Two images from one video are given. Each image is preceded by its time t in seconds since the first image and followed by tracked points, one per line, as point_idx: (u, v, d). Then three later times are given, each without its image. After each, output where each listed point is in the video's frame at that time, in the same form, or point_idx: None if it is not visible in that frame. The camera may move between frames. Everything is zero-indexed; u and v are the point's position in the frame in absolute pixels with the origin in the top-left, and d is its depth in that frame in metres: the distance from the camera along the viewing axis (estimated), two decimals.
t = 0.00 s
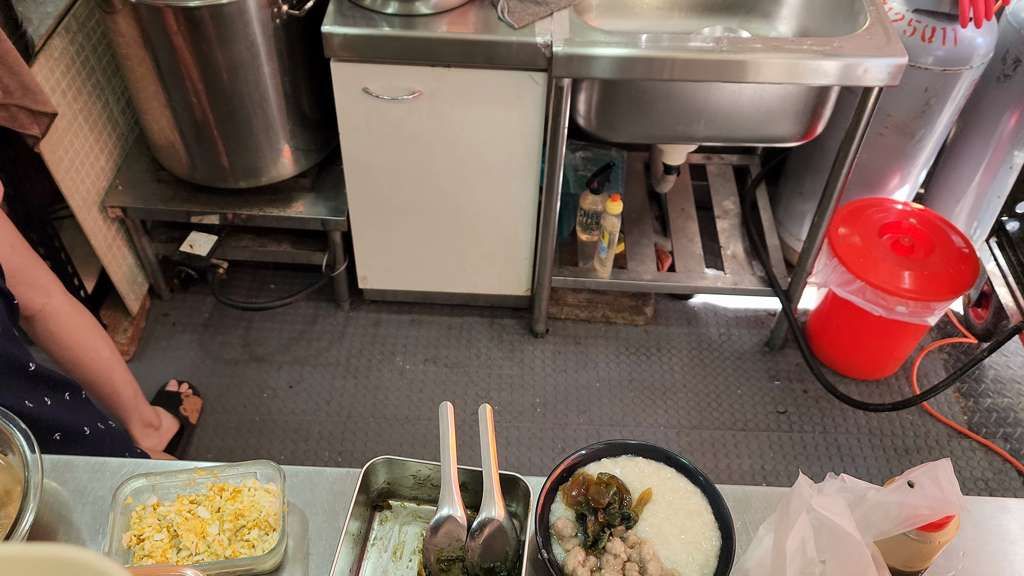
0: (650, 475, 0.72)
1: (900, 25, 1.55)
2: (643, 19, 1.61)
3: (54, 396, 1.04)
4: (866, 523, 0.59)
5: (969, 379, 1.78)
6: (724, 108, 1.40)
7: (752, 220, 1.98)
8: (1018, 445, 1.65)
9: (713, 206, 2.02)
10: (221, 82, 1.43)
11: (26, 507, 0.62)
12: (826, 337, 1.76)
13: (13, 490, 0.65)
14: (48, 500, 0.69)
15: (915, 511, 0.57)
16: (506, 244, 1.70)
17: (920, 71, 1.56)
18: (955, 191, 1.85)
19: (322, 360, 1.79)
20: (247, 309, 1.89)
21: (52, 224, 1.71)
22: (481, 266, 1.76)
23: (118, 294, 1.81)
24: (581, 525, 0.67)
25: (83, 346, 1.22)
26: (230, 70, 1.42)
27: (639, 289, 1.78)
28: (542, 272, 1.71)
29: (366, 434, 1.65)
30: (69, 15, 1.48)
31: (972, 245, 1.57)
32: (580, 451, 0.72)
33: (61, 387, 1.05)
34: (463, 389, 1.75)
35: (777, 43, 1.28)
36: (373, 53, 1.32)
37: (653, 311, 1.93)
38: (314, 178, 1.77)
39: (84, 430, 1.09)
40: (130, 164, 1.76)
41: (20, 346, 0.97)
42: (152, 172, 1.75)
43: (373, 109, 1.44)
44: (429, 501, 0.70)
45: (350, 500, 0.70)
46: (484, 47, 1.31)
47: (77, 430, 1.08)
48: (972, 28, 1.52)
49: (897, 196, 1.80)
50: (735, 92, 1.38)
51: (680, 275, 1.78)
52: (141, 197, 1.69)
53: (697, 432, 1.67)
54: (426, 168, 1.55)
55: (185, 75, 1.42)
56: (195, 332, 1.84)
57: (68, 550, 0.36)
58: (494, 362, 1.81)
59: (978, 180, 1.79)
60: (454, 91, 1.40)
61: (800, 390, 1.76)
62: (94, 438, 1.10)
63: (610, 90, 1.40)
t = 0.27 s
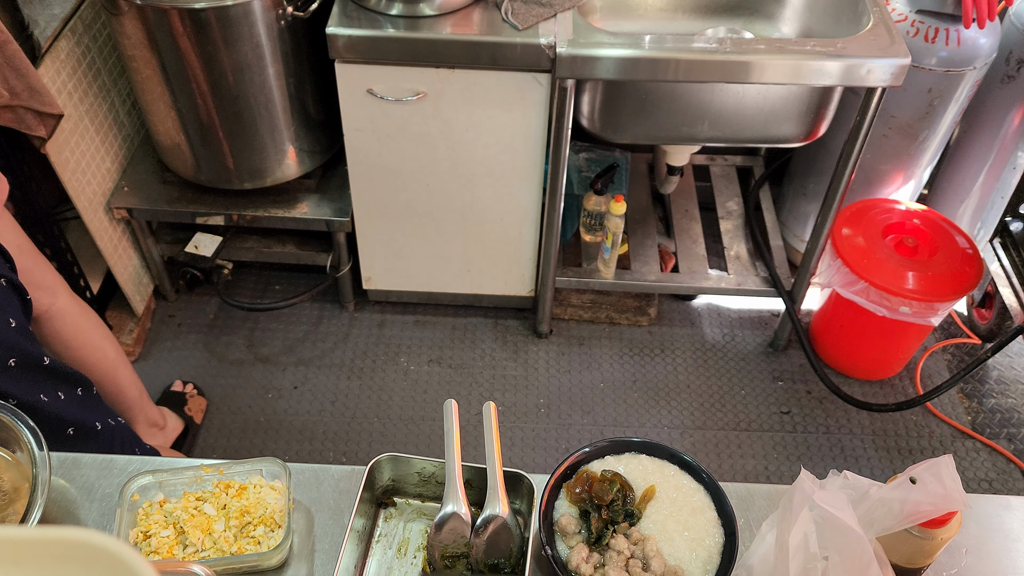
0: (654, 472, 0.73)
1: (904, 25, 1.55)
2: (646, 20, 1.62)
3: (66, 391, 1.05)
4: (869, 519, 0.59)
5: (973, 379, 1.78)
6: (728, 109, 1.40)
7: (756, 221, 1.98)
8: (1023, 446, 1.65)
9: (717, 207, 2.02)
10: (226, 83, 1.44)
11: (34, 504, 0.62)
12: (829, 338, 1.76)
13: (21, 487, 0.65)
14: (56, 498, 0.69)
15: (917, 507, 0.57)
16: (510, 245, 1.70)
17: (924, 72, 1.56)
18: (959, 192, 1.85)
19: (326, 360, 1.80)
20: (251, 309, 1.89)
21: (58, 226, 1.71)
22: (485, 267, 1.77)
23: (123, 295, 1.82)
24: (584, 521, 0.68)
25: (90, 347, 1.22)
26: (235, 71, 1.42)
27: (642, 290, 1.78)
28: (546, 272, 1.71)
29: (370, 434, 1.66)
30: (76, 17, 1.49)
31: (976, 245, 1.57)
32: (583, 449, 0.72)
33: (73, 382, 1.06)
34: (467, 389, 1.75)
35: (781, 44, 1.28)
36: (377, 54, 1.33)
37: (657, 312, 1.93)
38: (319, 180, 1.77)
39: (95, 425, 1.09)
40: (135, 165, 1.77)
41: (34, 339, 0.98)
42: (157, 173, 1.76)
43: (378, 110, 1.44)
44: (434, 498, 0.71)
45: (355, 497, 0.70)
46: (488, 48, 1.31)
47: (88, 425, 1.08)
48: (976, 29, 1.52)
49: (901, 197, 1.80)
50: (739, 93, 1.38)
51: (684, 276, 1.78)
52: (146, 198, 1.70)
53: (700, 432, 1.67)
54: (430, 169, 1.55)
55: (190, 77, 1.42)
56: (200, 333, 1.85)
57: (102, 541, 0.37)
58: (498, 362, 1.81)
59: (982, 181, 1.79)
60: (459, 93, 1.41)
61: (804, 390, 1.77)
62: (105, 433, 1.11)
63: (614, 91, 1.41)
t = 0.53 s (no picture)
0: (651, 472, 0.73)
1: (905, 26, 1.55)
2: (648, 21, 1.62)
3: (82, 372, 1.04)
4: (864, 519, 0.59)
5: (975, 380, 1.78)
6: (728, 110, 1.41)
7: (757, 221, 1.99)
8: None
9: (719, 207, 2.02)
10: (229, 85, 1.45)
11: (37, 502, 0.63)
12: (831, 338, 1.76)
13: (24, 486, 0.66)
14: (59, 498, 0.70)
15: (911, 507, 0.57)
16: (512, 246, 1.71)
17: (924, 72, 1.56)
18: (961, 192, 1.85)
19: (328, 361, 1.81)
20: (254, 310, 1.90)
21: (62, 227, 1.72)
22: (487, 267, 1.77)
23: (127, 296, 1.83)
24: (581, 521, 0.68)
25: (93, 348, 1.23)
26: (237, 73, 1.43)
27: (644, 290, 1.78)
28: (547, 273, 1.72)
29: (373, 435, 1.66)
30: (79, 20, 1.50)
31: (977, 245, 1.57)
32: (581, 449, 0.72)
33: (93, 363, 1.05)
34: (469, 390, 1.75)
35: (781, 44, 1.28)
36: (379, 56, 1.34)
37: (659, 312, 1.93)
38: (321, 181, 1.78)
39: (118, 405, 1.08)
40: (139, 167, 1.78)
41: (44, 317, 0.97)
42: (161, 175, 1.77)
43: (379, 111, 1.45)
44: (433, 497, 0.71)
45: (354, 497, 0.71)
46: (489, 50, 1.32)
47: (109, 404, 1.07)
48: (977, 29, 1.52)
49: (903, 197, 1.80)
50: (739, 94, 1.38)
51: (685, 277, 1.78)
52: (150, 200, 1.71)
53: (702, 432, 1.68)
54: (432, 170, 1.56)
55: (193, 79, 1.43)
56: (203, 334, 1.85)
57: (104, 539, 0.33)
58: (500, 363, 1.82)
59: (984, 181, 1.79)
60: (460, 94, 1.42)
61: (806, 391, 1.77)
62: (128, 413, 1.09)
63: (615, 93, 1.41)
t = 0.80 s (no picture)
0: (663, 468, 0.73)
1: (913, 23, 1.55)
2: (655, 19, 1.62)
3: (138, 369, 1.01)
4: (878, 515, 0.59)
5: (984, 378, 1.78)
6: (737, 108, 1.40)
7: (765, 220, 1.98)
8: None
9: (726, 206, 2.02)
10: (237, 85, 1.45)
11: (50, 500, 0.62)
12: (839, 337, 1.76)
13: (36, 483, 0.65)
14: (71, 495, 0.70)
15: (925, 503, 0.57)
16: (520, 244, 1.71)
17: (933, 70, 1.56)
18: (970, 191, 1.84)
19: (336, 360, 1.81)
20: (262, 310, 1.90)
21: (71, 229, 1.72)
22: (495, 266, 1.77)
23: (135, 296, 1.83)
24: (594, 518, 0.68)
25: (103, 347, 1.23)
26: (245, 73, 1.43)
27: (652, 289, 1.78)
28: (555, 272, 1.71)
29: (380, 434, 1.67)
30: (87, 21, 1.51)
31: (987, 244, 1.56)
32: (593, 446, 0.73)
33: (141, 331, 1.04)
34: (477, 389, 1.75)
35: (789, 42, 1.28)
36: (387, 55, 1.34)
37: (666, 311, 1.93)
38: (329, 180, 1.78)
39: (167, 372, 1.06)
40: (147, 167, 1.78)
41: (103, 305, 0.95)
42: (169, 175, 1.77)
43: (387, 110, 1.45)
44: (444, 495, 0.71)
45: (365, 494, 0.72)
46: (497, 48, 1.32)
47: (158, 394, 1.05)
48: (986, 27, 1.51)
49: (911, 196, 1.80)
50: (748, 92, 1.38)
51: (693, 276, 1.78)
52: (158, 199, 1.71)
53: (710, 431, 1.67)
54: (440, 169, 1.56)
55: (201, 79, 1.43)
56: (211, 333, 1.86)
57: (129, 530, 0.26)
58: (508, 362, 1.81)
59: (993, 179, 1.79)
60: (468, 93, 1.42)
61: (814, 390, 1.76)
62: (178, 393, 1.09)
63: (623, 91, 1.41)
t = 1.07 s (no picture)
0: (667, 466, 0.74)
1: (918, 23, 1.55)
2: (660, 19, 1.62)
3: (227, 391, 0.96)
4: (883, 511, 0.59)
5: (989, 378, 1.78)
6: (741, 107, 1.41)
7: (770, 219, 1.98)
8: None
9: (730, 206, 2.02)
10: (243, 85, 1.46)
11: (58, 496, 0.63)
12: (844, 336, 1.76)
13: (45, 480, 0.66)
14: (79, 491, 0.71)
15: (930, 499, 0.58)
16: (525, 244, 1.71)
17: (938, 69, 1.56)
18: (975, 190, 1.84)
19: (341, 360, 1.81)
20: (268, 309, 1.91)
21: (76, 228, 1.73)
22: (500, 266, 1.77)
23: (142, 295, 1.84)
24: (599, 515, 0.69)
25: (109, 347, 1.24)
26: (251, 73, 1.44)
27: (656, 288, 1.78)
28: (560, 271, 1.72)
29: (386, 433, 1.67)
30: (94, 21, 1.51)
31: (991, 243, 1.56)
32: (598, 443, 0.73)
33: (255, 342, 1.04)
34: (483, 388, 1.76)
35: (794, 41, 1.28)
36: (392, 54, 1.34)
37: (671, 310, 1.93)
38: (334, 180, 1.79)
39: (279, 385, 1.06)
40: (153, 167, 1.79)
41: (210, 325, 0.91)
42: (175, 174, 1.78)
43: (392, 110, 1.45)
44: (450, 492, 0.72)
45: (371, 490, 0.72)
46: (502, 48, 1.32)
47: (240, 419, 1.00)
48: (991, 26, 1.51)
49: (916, 195, 1.80)
50: (752, 92, 1.38)
51: (697, 275, 1.78)
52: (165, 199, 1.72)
53: (715, 430, 1.68)
54: (445, 168, 1.56)
55: (207, 79, 1.44)
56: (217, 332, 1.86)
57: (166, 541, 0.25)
58: (513, 361, 1.82)
59: (998, 178, 1.79)
60: (473, 92, 1.42)
61: (819, 389, 1.76)
62: (274, 412, 1.05)
63: (628, 91, 1.41)
